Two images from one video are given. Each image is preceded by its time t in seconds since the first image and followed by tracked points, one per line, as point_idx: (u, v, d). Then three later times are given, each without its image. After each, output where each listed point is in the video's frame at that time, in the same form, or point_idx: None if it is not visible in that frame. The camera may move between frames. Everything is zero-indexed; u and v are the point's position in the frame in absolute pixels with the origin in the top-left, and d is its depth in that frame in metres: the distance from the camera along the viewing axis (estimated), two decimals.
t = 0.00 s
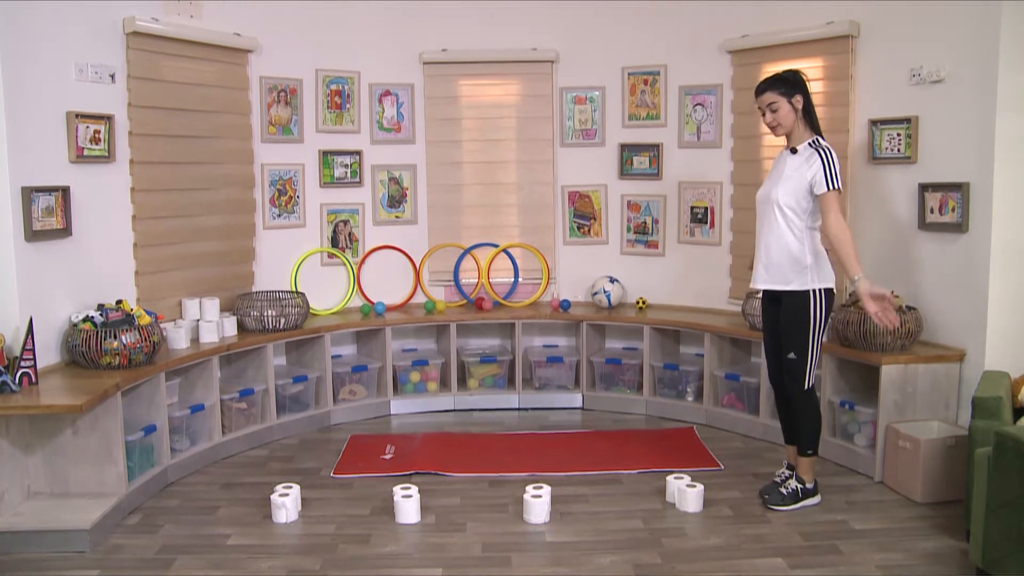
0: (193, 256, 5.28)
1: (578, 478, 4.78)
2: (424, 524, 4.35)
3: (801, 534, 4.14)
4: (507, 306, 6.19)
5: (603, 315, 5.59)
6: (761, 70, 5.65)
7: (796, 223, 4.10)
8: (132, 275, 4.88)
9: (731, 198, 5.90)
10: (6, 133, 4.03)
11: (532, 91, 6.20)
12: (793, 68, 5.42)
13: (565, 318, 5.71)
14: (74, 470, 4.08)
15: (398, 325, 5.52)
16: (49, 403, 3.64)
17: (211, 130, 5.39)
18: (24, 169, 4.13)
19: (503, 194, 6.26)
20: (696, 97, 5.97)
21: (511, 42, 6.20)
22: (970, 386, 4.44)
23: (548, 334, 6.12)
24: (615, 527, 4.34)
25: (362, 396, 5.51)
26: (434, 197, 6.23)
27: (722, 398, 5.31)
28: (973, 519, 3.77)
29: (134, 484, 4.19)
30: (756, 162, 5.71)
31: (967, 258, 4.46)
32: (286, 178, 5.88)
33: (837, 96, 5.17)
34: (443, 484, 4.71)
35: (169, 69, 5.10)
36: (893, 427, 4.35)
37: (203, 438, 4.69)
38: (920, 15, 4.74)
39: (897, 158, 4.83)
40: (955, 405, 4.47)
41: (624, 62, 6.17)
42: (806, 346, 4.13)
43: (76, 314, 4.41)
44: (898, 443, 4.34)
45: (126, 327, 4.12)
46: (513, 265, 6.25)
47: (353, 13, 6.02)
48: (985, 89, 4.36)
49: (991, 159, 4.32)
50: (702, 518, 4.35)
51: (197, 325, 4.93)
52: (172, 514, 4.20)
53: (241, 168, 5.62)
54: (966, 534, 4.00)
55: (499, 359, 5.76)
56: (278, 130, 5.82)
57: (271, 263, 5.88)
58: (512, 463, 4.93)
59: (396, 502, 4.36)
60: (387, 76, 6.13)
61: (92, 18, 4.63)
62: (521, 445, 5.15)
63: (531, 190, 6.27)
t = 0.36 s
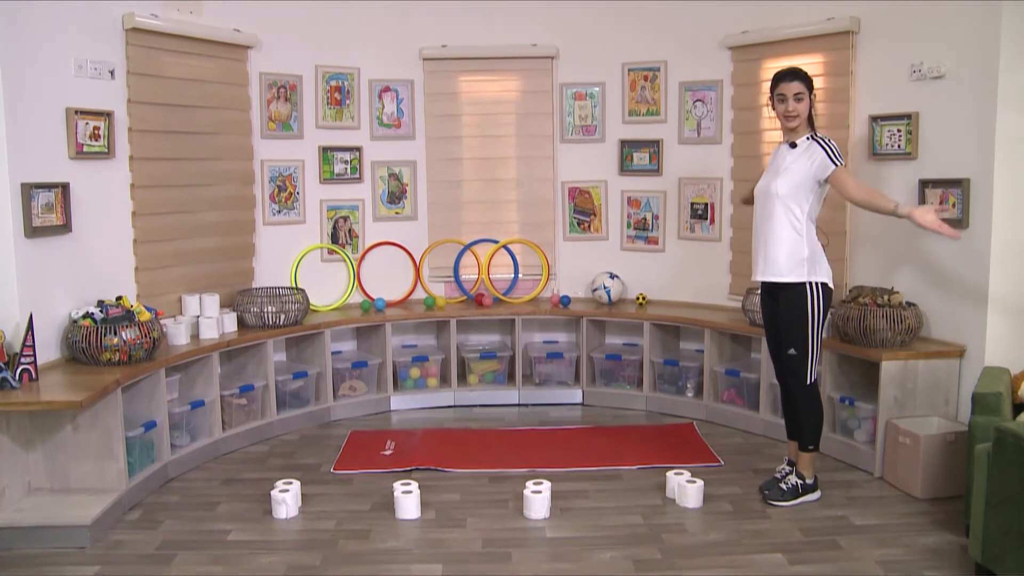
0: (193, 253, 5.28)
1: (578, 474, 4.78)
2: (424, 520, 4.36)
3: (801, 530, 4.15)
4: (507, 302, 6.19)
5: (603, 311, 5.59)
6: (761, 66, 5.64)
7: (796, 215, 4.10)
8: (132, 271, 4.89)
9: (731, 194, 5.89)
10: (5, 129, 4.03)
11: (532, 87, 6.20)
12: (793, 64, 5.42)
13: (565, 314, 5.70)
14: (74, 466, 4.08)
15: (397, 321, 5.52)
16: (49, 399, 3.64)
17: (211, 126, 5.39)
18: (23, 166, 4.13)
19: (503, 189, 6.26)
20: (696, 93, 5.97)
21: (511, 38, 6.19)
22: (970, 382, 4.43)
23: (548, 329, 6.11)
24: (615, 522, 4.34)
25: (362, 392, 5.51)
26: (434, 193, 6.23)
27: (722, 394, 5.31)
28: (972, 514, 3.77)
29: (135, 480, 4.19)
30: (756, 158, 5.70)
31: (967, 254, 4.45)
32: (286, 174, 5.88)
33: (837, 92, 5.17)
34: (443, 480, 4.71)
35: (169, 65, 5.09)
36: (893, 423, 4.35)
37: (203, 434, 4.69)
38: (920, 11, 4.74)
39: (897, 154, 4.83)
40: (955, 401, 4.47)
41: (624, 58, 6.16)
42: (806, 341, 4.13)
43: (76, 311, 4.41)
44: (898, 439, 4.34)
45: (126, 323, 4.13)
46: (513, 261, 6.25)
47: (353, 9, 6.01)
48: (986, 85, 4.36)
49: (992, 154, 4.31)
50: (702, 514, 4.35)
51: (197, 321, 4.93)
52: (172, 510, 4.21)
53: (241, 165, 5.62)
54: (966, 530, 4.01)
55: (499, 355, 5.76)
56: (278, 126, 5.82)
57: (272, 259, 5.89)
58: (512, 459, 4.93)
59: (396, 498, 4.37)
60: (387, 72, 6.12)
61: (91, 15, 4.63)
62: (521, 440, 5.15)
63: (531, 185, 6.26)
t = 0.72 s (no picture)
0: (193, 235, 5.28)
1: (578, 455, 4.80)
2: (425, 501, 4.40)
3: (800, 511, 4.19)
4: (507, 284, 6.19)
5: (603, 293, 5.59)
6: (761, 48, 5.62)
7: (799, 197, 4.10)
8: (131, 254, 4.88)
9: (731, 177, 5.88)
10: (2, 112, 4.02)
11: (532, 70, 6.18)
12: (793, 46, 5.41)
13: (564, 296, 5.70)
14: (75, 448, 4.09)
15: (397, 303, 5.53)
16: (50, 382, 3.65)
17: (210, 109, 5.37)
18: (21, 149, 4.12)
19: (503, 172, 6.24)
20: (696, 75, 5.95)
21: (511, 19, 6.16)
22: (970, 364, 4.44)
23: (548, 312, 6.12)
24: (614, 504, 4.37)
25: (362, 374, 5.52)
26: (434, 175, 6.22)
27: (722, 375, 5.32)
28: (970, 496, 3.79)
29: (135, 462, 4.20)
30: (757, 140, 5.69)
31: (968, 235, 4.44)
32: (285, 157, 5.87)
33: (837, 74, 5.17)
34: (443, 462, 4.72)
35: (167, 47, 5.07)
36: (892, 405, 4.37)
37: (204, 417, 4.70)
38: None
39: (898, 136, 4.82)
40: (955, 383, 4.48)
41: (624, 39, 6.13)
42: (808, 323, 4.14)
43: (76, 294, 4.41)
44: (897, 421, 4.35)
45: (125, 306, 4.13)
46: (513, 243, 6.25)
47: None
48: (988, 66, 4.34)
49: (993, 136, 4.30)
50: (702, 495, 4.37)
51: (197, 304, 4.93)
52: (173, 492, 4.23)
53: (241, 147, 5.61)
54: (965, 511, 4.03)
55: (498, 337, 5.76)
56: (277, 108, 5.80)
57: (271, 242, 5.89)
58: (512, 440, 4.95)
59: (397, 480, 4.40)
60: (386, 54, 6.10)
61: None
62: (521, 422, 5.17)
63: (531, 168, 6.25)
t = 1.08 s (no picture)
0: (190, 195, 5.25)
1: (578, 413, 4.82)
2: (425, 459, 4.44)
3: (798, 469, 4.23)
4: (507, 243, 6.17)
5: (602, 252, 5.58)
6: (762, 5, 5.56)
7: (802, 156, 4.08)
8: (128, 215, 4.86)
9: (732, 135, 5.84)
10: None
11: (532, 27, 6.12)
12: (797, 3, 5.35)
13: (562, 255, 5.68)
14: (75, 409, 4.11)
15: (396, 262, 5.52)
16: (50, 343, 3.65)
17: (206, 68, 5.33)
18: (15, 109, 4.08)
19: (503, 130, 6.21)
20: (696, 32, 5.90)
21: None
22: (969, 323, 4.43)
23: (548, 270, 6.11)
24: (613, 462, 4.42)
25: (362, 333, 5.53)
26: (432, 134, 6.18)
27: (722, 334, 5.32)
28: (967, 454, 3.83)
29: (136, 423, 4.23)
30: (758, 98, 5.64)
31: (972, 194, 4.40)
32: (283, 117, 5.83)
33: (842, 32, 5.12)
34: (443, 420, 4.74)
35: (161, 6, 5.01)
36: (891, 364, 4.38)
37: (204, 376, 4.71)
38: None
39: (902, 94, 4.78)
40: (953, 342, 4.49)
41: None
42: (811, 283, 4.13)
43: (74, 255, 4.40)
44: (896, 380, 4.37)
45: (125, 267, 4.12)
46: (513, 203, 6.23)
47: None
48: (991, 22, 4.27)
49: (995, 94, 4.24)
50: (700, 453, 4.41)
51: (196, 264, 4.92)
52: (174, 451, 4.27)
53: (238, 107, 5.57)
54: (961, 468, 4.07)
55: (498, 297, 5.76)
56: (274, 67, 5.76)
57: (269, 201, 5.86)
58: (511, 399, 4.97)
59: (396, 439, 4.43)
60: (383, 12, 6.03)
61: None
62: (520, 381, 5.18)
63: (531, 126, 6.21)
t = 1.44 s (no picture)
0: (167, 145, 5.00)
1: (579, 373, 4.61)
2: (419, 421, 4.24)
3: (811, 432, 4.04)
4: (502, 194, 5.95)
5: (605, 203, 5.33)
6: None
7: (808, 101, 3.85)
8: (101, 163, 4.60)
9: (743, 79, 5.56)
10: None
11: None
12: None
13: (563, 206, 5.44)
14: (47, 370, 3.89)
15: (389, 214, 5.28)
16: (19, 301, 3.42)
17: (182, 9, 5.05)
18: None
19: (501, 74, 5.95)
20: None
21: None
22: (994, 278, 4.18)
23: (547, 223, 5.88)
24: (616, 423, 4.22)
25: (351, 290, 5.30)
26: (426, 79, 5.91)
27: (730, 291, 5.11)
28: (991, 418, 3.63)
29: (114, 385, 4.05)
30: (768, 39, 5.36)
31: (1000, 140, 4.12)
32: (266, 59, 5.56)
33: None
34: (437, 381, 4.54)
35: None
36: (910, 321, 4.17)
37: (185, 335, 4.51)
38: None
39: (928, 34, 4.50)
40: (978, 298, 4.26)
41: None
42: (814, 235, 3.90)
43: (41, 207, 4.15)
44: (915, 338, 4.16)
45: (98, 220, 3.88)
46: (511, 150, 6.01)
47: None
48: None
49: None
50: (707, 414, 4.22)
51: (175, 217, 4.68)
52: (155, 415, 4.09)
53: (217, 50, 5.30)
54: (984, 432, 3.88)
55: (495, 250, 5.52)
56: (255, 7, 5.48)
57: (254, 150, 5.60)
58: (510, 358, 4.76)
59: (389, 400, 4.23)
60: None
61: None
62: (519, 339, 4.97)
63: (529, 70, 5.94)
